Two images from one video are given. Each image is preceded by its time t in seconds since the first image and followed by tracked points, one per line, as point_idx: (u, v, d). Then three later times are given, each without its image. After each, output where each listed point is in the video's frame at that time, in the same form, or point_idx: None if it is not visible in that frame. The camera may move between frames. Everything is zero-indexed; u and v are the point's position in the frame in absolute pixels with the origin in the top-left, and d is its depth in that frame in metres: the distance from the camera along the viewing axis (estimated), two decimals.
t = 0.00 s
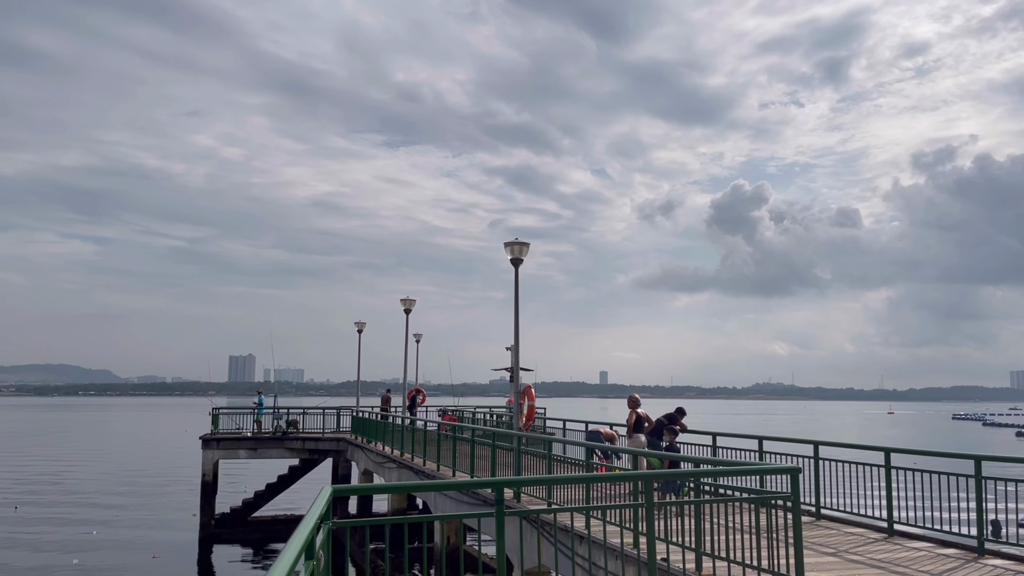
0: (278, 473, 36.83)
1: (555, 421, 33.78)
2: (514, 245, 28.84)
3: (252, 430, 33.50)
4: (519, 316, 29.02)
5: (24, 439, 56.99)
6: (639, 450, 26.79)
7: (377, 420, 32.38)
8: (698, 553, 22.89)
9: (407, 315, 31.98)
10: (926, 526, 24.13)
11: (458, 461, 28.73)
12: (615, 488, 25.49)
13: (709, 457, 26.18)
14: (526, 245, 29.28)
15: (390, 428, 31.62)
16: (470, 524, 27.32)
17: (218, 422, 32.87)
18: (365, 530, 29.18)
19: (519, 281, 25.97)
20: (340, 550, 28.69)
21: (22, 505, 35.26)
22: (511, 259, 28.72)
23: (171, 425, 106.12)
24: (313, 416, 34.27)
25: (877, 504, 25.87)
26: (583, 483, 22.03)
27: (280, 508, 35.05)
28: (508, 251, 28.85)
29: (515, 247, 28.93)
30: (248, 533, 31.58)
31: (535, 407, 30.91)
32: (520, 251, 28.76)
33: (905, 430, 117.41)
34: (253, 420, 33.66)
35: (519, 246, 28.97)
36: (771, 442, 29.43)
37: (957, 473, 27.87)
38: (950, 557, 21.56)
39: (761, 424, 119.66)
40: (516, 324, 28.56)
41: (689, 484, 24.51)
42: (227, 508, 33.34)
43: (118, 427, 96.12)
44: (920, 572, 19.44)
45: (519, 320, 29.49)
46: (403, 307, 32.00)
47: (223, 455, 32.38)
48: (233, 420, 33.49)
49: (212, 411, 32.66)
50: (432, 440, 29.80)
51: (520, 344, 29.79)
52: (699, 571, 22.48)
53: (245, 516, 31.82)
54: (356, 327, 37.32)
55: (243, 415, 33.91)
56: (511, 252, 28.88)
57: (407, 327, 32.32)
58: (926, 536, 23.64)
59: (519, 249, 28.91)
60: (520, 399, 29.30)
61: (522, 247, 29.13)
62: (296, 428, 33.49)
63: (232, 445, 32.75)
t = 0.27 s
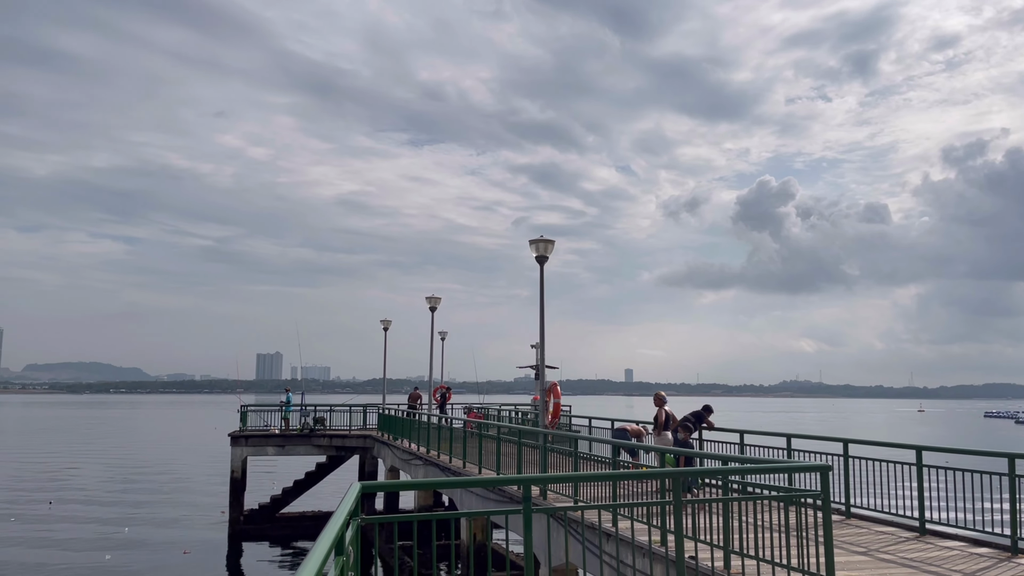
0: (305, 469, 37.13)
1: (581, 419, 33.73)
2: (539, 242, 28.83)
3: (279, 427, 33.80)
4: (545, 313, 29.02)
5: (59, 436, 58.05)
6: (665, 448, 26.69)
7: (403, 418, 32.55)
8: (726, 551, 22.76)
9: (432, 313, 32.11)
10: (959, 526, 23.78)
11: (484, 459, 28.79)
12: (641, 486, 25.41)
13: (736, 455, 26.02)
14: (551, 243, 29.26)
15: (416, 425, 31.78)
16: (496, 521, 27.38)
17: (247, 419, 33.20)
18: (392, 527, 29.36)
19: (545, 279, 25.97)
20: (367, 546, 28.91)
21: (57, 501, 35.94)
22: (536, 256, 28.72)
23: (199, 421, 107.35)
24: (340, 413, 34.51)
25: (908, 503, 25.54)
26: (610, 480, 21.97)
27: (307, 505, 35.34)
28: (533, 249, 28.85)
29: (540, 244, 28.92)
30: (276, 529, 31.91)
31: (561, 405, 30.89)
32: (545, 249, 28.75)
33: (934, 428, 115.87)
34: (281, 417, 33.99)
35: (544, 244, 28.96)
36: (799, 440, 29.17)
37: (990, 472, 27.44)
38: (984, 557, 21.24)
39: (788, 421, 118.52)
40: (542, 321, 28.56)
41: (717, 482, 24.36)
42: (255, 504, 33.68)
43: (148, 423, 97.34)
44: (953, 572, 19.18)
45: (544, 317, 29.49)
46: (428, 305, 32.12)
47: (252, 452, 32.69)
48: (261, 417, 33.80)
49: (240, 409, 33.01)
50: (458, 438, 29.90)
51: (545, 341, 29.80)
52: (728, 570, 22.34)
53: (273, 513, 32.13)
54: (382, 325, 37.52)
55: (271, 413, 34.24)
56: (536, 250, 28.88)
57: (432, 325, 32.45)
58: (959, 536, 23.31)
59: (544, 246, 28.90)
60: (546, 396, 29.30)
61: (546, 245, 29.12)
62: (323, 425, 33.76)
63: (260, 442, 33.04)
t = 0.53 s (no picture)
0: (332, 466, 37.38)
1: (607, 416, 33.63)
2: (565, 239, 28.79)
3: (308, 424, 34.07)
4: (571, 310, 28.97)
5: (93, 434, 59.06)
6: (693, 445, 26.54)
7: (430, 415, 32.66)
8: (755, 550, 22.58)
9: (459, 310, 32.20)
10: (994, 525, 23.39)
11: (511, 456, 28.81)
12: (669, 483, 25.29)
13: (765, 452, 25.80)
14: (577, 240, 29.21)
15: (443, 422, 31.87)
16: (522, 518, 27.38)
17: (275, 416, 33.50)
18: (419, 524, 29.49)
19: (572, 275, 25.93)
20: (395, 543, 29.06)
21: (90, 496, 36.58)
22: (562, 253, 28.68)
23: (228, 419, 108.51)
24: (367, 411, 34.71)
25: (941, 502, 25.18)
26: (638, 477, 21.88)
27: (335, 501, 35.59)
28: (559, 246, 28.82)
29: (566, 241, 28.88)
30: (304, 525, 32.15)
31: (588, 402, 30.82)
32: (571, 245, 28.73)
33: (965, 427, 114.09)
34: (309, 414, 34.29)
35: (570, 241, 28.91)
36: (829, 438, 28.85)
37: None
38: (1019, 557, 20.88)
39: (816, 420, 117.22)
40: (568, 318, 28.52)
41: (745, 479, 24.17)
42: (284, 501, 33.95)
43: (179, 421, 98.61)
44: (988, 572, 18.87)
45: (570, 314, 29.45)
46: (454, 302, 32.22)
47: (280, 448, 32.96)
48: (289, 414, 34.08)
49: (269, 405, 33.34)
50: (485, 435, 29.94)
51: (572, 339, 29.75)
52: (757, 568, 22.17)
53: (301, 509, 32.37)
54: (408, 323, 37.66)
55: (300, 409, 34.56)
56: (562, 247, 28.84)
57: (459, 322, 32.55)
58: (994, 536, 22.93)
59: (570, 243, 28.86)
60: (572, 394, 29.25)
61: (573, 242, 29.07)
62: (350, 422, 33.99)
63: (288, 439, 33.32)
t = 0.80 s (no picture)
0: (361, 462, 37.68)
1: (635, 413, 33.54)
2: (592, 236, 28.74)
3: (336, 421, 34.33)
4: (599, 307, 28.92)
5: (125, 430, 59.98)
6: (722, 443, 26.38)
7: (457, 412, 32.80)
8: (786, 548, 22.42)
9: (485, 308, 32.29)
10: None
11: (538, 453, 28.83)
12: (698, 481, 25.21)
13: (795, 450, 25.59)
14: (604, 236, 29.13)
15: (470, 419, 31.98)
16: (550, 514, 27.35)
17: (305, 412, 33.80)
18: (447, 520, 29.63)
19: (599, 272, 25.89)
20: (424, 539, 29.23)
21: (124, 491, 37.19)
22: (589, 250, 28.63)
23: (256, 416, 109.61)
24: (395, 407, 34.92)
25: (976, 502, 24.80)
26: (667, 475, 21.79)
27: (364, 497, 35.86)
28: (586, 242, 28.77)
29: (593, 238, 28.83)
30: (333, 521, 32.43)
31: (615, 399, 30.75)
32: (598, 242, 28.67)
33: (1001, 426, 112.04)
34: (338, 411, 34.55)
35: (597, 237, 28.85)
36: (860, 435, 28.53)
37: None
38: None
39: (846, 417, 116.04)
40: (595, 315, 28.47)
41: (776, 477, 23.99)
42: (313, 496, 34.26)
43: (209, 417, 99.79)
44: None
45: (598, 311, 29.40)
46: (482, 299, 32.27)
47: (310, 444, 33.24)
48: (318, 410, 34.39)
49: (298, 402, 33.62)
50: (512, 432, 30.00)
51: (599, 336, 29.72)
52: (788, 567, 22.00)
53: (330, 505, 32.65)
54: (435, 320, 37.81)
55: (328, 406, 34.82)
56: (589, 243, 28.79)
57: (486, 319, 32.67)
58: None
59: (597, 240, 28.80)
60: (600, 391, 29.19)
61: (600, 238, 29.00)
62: (378, 418, 34.20)
63: (317, 435, 33.59)
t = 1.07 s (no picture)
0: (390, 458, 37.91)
1: (664, 411, 33.41)
2: (621, 233, 28.63)
3: (366, 417, 34.52)
4: (628, 303, 28.81)
5: (159, 425, 60.96)
6: (753, 440, 26.18)
7: (486, 409, 32.88)
8: (819, 547, 22.19)
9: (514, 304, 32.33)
10: None
11: (567, 450, 28.83)
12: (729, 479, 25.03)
13: (828, 448, 25.32)
14: (634, 232, 29.02)
15: (499, 416, 32.04)
16: (578, 512, 27.28)
17: (335, 408, 34.00)
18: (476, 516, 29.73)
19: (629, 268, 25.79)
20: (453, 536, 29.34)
21: (158, 487, 37.80)
22: (618, 246, 28.54)
23: (286, 412, 110.78)
24: (424, 404, 35.09)
25: (1014, 501, 24.36)
26: (698, 472, 21.63)
27: (393, 493, 36.09)
28: (616, 239, 28.68)
29: (623, 234, 28.72)
30: (364, 517, 32.76)
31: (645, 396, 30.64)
32: (627, 239, 28.56)
33: None
34: (368, 407, 34.77)
35: (627, 234, 28.75)
36: (894, 433, 28.16)
37: None
38: None
39: (877, 415, 114.56)
40: (625, 311, 28.36)
41: (808, 475, 23.75)
42: (344, 492, 34.47)
43: (241, 413, 101.03)
44: None
45: (627, 308, 29.30)
46: (510, 297, 32.27)
47: (340, 440, 33.42)
48: (348, 407, 34.62)
49: (328, 399, 33.88)
50: (541, 429, 30.01)
51: (629, 332, 29.61)
52: (822, 566, 21.78)
53: (361, 501, 32.91)
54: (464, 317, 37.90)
55: (358, 402, 35.07)
56: (618, 240, 28.69)
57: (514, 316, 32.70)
58: None
59: (626, 237, 28.69)
60: (629, 388, 29.10)
61: (629, 235, 28.89)
62: (408, 414, 34.37)
63: (348, 431, 33.76)
